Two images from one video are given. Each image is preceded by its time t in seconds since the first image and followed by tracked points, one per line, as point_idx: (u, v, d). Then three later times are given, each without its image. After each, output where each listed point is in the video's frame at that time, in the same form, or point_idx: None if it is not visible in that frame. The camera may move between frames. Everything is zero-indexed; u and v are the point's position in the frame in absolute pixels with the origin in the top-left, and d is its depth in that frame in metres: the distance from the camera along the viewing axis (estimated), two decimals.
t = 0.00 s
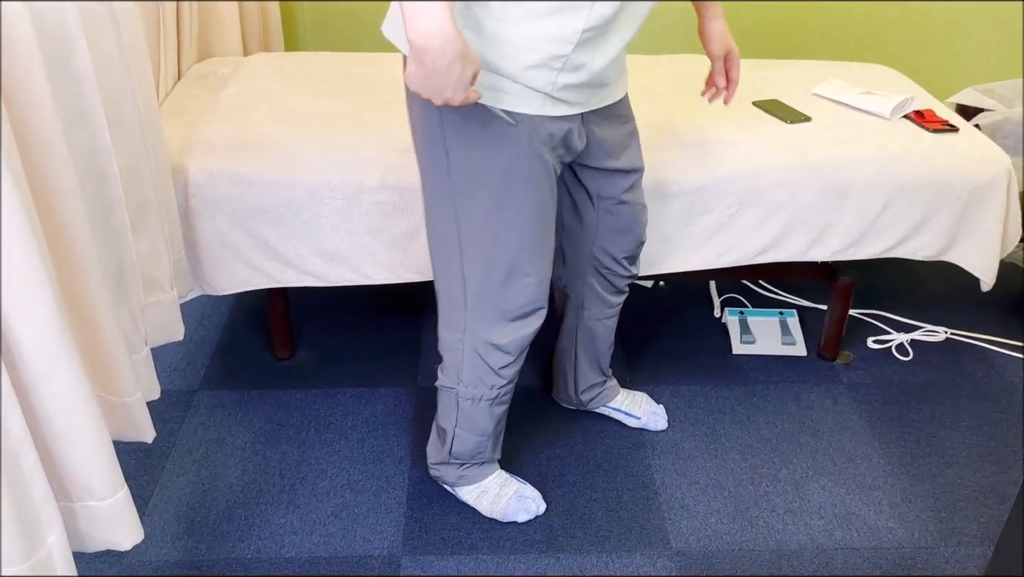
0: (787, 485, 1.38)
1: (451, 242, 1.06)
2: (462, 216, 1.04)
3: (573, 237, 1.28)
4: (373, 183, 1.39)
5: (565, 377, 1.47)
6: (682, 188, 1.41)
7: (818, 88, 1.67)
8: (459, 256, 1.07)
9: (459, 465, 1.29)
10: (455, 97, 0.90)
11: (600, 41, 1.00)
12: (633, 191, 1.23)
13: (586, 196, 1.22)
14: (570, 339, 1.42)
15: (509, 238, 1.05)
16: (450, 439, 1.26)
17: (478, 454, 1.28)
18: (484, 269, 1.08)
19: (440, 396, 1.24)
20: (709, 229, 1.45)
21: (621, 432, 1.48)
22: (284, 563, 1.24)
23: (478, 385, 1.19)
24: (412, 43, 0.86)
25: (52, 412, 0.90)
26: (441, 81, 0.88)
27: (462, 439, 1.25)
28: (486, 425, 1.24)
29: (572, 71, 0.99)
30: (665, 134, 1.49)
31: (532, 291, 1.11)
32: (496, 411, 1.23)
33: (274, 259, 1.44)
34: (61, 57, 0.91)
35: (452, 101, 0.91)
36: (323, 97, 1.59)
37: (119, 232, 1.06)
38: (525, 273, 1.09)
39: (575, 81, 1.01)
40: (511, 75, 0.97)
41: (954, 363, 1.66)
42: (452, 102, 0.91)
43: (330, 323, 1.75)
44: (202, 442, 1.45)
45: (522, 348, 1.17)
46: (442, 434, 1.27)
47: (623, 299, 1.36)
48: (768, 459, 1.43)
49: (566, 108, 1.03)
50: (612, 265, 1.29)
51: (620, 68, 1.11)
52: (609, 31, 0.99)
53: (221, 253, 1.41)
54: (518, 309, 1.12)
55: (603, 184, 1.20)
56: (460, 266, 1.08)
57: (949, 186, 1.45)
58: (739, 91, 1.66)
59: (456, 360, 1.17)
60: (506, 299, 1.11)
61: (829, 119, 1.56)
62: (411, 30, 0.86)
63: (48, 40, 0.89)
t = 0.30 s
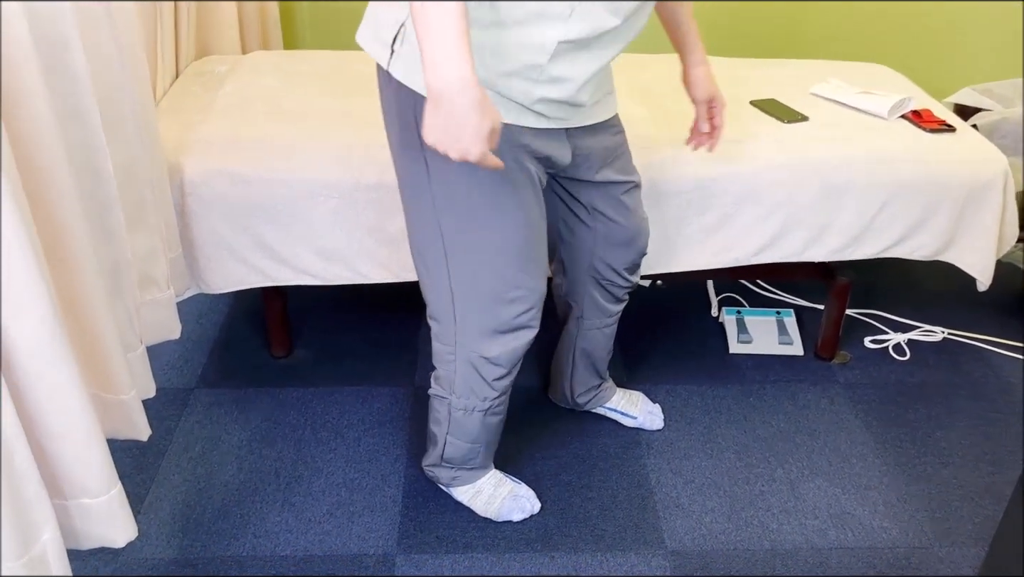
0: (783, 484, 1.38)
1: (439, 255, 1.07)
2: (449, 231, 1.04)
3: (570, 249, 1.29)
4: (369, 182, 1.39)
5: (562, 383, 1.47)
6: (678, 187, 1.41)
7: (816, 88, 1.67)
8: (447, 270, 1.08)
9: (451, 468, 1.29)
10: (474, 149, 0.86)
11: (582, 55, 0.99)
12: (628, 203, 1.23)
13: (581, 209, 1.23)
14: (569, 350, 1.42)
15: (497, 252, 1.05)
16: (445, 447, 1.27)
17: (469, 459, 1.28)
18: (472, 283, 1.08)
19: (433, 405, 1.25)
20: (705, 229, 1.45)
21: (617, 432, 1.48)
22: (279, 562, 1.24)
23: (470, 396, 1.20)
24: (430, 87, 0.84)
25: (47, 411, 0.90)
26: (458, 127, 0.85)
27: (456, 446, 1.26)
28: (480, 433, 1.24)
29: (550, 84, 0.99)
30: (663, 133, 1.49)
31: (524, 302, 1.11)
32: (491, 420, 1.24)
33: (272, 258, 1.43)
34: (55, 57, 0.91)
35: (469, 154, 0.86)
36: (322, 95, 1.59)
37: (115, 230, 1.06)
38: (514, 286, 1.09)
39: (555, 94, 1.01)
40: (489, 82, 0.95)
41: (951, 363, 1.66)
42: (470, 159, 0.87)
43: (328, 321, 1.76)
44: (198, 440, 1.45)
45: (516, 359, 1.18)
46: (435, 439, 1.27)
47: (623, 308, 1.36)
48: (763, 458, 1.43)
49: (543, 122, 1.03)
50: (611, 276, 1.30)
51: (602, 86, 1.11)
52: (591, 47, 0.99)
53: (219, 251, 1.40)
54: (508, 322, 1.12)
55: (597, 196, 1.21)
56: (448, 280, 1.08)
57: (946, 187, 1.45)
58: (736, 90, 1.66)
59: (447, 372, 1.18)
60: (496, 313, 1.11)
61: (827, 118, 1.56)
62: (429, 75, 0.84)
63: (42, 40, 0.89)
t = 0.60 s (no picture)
0: (770, 480, 1.39)
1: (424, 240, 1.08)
2: (433, 214, 1.05)
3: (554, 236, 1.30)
4: (360, 177, 1.40)
5: (550, 375, 1.48)
6: (666, 184, 1.42)
7: (806, 85, 1.68)
8: (431, 255, 1.08)
9: (438, 459, 1.30)
10: (514, 194, 0.94)
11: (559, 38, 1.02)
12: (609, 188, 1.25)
13: (563, 195, 1.25)
14: (554, 339, 1.43)
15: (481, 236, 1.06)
16: (432, 434, 1.27)
17: (457, 450, 1.29)
18: (455, 267, 1.08)
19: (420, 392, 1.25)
20: (694, 225, 1.46)
21: (606, 427, 1.49)
22: (268, 554, 1.25)
23: (456, 381, 1.20)
24: (479, 140, 0.89)
25: (29, 401, 0.90)
26: (504, 178, 0.92)
27: (442, 433, 1.27)
28: (466, 419, 1.25)
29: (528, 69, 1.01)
30: (653, 129, 1.49)
31: (508, 286, 1.12)
32: (477, 406, 1.25)
33: (263, 253, 1.44)
34: (43, 53, 0.92)
35: (509, 198, 0.95)
36: (314, 91, 1.60)
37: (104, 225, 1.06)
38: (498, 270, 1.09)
39: (534, 80, 1.03)
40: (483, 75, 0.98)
41: (940, 360, 1.66)
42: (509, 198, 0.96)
43: (320, 316, 1.76)
44: (189, 434, 1.46)
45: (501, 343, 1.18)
46: (423, 429, 1.28)
47: (606, 296, 1.38)
48: (751, 454, 1.44)
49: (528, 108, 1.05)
50: (594, 262, 1.31)
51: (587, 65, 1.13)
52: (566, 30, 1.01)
53: (210, 246, 1.41)
54: (492, 306, 1.12)
55: (579, 182, 1.23)
56: (433, 265, 1.09)
57: (934, 184, 1.45)
58: (727, 88, 1.67)
59: (433, 356, 1.19)
60: (479, 297, 1.11)
61: (817, 116, 1.56)
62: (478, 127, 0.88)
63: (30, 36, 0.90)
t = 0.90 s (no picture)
0: (763, 471, 1.38)
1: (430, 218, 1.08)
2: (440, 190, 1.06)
3: (549, 213, 1.29)
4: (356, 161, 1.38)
5: (544, 356, 1.48)
6: (665, 172, 1.40)
7: (810, 74, 1.66)
8: (436, 231, 1.08)
9: (433, 444, 1.29)
10: (497, 204, 0.94)
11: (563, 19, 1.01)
12: (607, 168, 1.23)
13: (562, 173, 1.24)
14: (548, 319, 1.42)
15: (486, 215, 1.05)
16: (429, 419, 1.26)
17: (452, 435, 1.28)
18: (458, 244, 1.08)
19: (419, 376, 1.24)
20: (692, 214, 1.45)
21: (600, 415, 1.48)
22: (259, 537, 1.25)
23: (455, 362, 1.19)
24: (466, 142, 0.90)
25: (15, 382, 0.90)
26: (488, 182, 0.92)
27: (439, 418, 1.25)
28: (464, 404, 1.24)
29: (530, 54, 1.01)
30: (655, 117, 1.48)
31: (510, 270, 1.11)
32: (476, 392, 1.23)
33: (258, 235, 1.43)
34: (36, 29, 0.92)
35: (493, 207, 0.95)
36: (312, 71, 1.58)
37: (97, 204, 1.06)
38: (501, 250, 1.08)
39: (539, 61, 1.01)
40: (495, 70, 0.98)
41: (939, 354, 1.65)
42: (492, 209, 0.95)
43: (317, 300, 1.76)
44: (183, 415, 1.46)
45: (502, 329, 1.17)
46: (420, 413, 1.27)
47: (602, 280, 1.37)
48: (745, 445, 1.43)
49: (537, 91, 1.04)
50: (589, 242, 1.30)
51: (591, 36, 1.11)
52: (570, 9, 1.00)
53: (205, 227, 1.40)
54: (494, 287, 1.12)
55: (577, 160, 1.21)
56: (437, 242, 1.09)
57: (936, 176, 1.44)
58: (729, 76, 1.65)
59: (433, 337, 1.17)
60: (482, 276, 1.10)
61: (820, 105, 1.54)
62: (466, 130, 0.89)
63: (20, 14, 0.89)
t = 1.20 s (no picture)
0: (753, 473, 1.39)
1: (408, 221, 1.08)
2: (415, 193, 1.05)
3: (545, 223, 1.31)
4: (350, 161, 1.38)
5: (538, 365, 1.48)
6: (657, 174, 1.41)
7: (805, 77, 1.66)
8: (413, 235, 1.09)
9: (419, 443, 1.31)
10: (476, 190, 0.94)
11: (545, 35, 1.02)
12: (603, 179, 1.24)
13: (555, 182, 1.25)
14: (542, 327, 1.43)
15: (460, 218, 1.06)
16: (413, 416, 1.28)
17: (439, 435, 1.29)
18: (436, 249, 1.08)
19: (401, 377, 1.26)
20: (684, 215, 1.45)
21: (591, 416, 1.49)
22: (249, 534, 1.25)
23: (436, 364, 1.20)
24: (443, 128, 0.89)
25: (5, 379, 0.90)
26: (467, 167, 0.91)
27: (423, 415, 1.27)
28: (448, 402, 1.25)
29: (518, 64, 1.02)
30: (649, 118, 1.48)
31: (489, 271, 1.11)
32: (460, 390, 1.24)
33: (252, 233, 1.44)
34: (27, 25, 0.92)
35: (474, 194, 0.94)
36: (307, 69, 1.59)
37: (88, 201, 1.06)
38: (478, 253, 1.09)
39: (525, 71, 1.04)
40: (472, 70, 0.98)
41: (931, 357, 1.66)
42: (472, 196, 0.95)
43: (312, 298, 1.76)
44: (176, 412, 1.46)
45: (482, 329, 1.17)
46: (404, 412, 1.28)
47: (595, 288, 1.38)
48: (736, 447, 1.44)
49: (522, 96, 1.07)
50: (584, 253, 1.31)
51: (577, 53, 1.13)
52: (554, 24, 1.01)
53: (199, 225, 1.41)
54: (472, 290, 1.12)
55: (572, 170, 1.22)
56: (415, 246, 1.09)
57: (929, 180, 1.44)
58: (723, 78, 1.65)
59: (413, 339, 1.19)
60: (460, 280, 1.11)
61: (813, 107, 1.55)
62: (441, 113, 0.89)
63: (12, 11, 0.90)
